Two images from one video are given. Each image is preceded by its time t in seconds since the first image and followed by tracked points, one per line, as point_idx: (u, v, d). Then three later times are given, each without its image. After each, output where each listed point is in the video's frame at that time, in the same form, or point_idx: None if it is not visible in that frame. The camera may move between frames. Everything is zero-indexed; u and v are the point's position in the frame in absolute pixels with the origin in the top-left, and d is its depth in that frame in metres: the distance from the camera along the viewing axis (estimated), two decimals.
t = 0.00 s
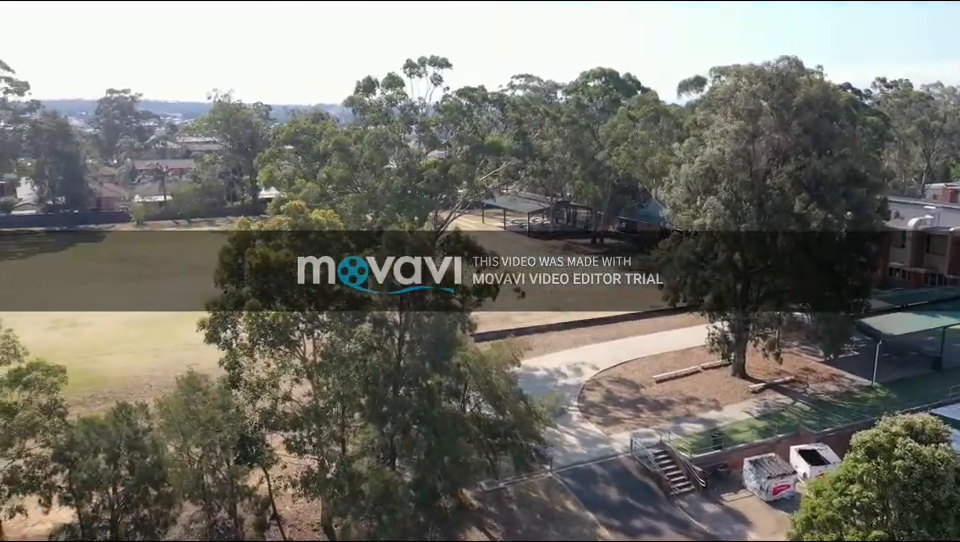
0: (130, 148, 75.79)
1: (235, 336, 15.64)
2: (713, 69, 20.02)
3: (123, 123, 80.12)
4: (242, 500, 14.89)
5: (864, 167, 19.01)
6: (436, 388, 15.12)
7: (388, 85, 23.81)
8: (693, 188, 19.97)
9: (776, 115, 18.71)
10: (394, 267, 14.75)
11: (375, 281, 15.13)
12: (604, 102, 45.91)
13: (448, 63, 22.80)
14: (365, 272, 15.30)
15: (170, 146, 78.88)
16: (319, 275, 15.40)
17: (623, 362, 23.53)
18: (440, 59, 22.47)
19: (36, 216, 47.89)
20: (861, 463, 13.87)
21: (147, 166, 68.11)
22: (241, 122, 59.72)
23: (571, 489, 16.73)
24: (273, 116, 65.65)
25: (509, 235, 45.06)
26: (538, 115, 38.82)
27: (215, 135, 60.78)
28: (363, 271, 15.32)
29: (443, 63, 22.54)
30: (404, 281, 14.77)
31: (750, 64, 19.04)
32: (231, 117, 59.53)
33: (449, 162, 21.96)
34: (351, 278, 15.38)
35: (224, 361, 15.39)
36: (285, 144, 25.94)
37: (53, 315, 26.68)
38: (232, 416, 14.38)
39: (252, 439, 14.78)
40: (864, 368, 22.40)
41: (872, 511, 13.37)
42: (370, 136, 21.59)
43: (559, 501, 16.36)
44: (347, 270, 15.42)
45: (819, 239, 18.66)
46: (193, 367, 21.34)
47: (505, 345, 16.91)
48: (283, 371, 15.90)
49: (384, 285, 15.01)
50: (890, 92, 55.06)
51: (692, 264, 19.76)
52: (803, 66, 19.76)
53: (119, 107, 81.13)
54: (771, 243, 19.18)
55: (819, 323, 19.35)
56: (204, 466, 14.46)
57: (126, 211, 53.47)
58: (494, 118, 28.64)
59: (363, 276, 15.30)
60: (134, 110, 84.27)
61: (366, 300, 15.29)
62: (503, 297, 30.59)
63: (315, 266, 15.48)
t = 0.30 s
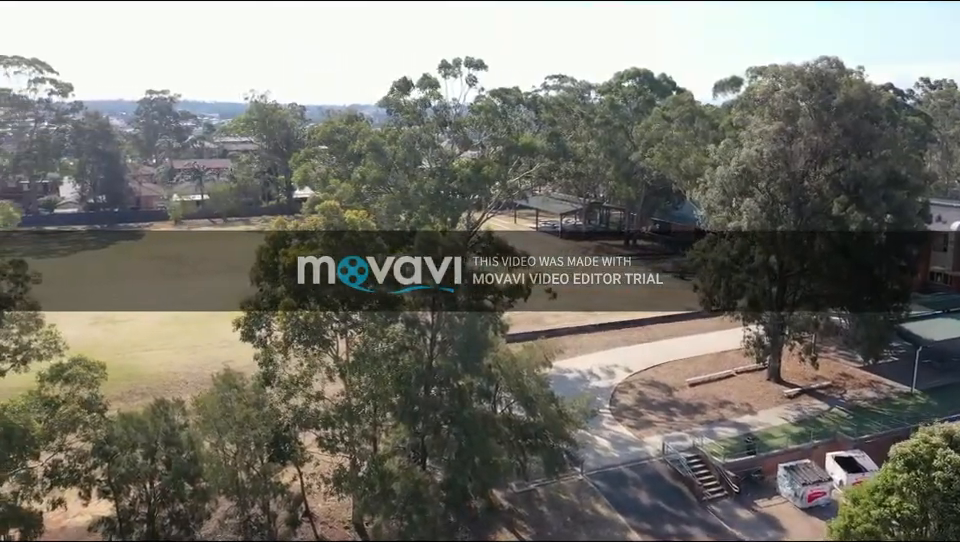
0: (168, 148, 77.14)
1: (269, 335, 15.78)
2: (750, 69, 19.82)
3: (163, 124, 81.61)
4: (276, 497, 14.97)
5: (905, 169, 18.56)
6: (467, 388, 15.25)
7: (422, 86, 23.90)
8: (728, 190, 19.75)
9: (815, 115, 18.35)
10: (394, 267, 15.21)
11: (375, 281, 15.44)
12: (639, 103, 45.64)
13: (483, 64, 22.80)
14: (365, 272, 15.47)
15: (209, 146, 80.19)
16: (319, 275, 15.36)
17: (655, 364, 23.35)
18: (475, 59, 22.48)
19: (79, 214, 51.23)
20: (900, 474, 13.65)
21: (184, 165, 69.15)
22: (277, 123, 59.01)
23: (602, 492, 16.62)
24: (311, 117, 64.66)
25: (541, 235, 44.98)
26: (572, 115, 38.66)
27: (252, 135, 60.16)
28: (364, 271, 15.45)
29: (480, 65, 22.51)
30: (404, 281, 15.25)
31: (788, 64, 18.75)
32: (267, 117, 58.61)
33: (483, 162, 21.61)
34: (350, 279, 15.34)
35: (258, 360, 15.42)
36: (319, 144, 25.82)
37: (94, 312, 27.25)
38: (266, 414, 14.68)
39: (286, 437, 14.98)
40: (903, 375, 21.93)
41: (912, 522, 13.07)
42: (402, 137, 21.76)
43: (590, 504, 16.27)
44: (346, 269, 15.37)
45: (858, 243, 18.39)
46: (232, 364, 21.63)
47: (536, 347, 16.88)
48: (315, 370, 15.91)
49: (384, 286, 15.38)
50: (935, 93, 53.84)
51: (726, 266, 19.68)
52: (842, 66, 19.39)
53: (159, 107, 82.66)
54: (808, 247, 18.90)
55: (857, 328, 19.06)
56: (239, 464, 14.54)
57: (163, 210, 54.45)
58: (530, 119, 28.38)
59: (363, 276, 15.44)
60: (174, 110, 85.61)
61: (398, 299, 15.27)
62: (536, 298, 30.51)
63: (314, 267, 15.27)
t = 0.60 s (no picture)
0: (206, 148, 78.25)
1: (302, 334, 15.87)
2: (788, 69, 19.56)
3: (200, 124, 82.97)
4: (308, 494, 15.17)
5: (949, 171, 18.40)
6: (498, 390, 15.10)
7: (456, 86, 23.91)
8: (765, 191, 19.42)
9: (854, 116, 18.20)
10: (394, 268, 15.58)
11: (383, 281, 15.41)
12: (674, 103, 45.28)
13: (518, 64, 22.74)
14: (365, 272, 15.40)
15: (244, 146, 81.25)
16: (320, 275, 15.69)
17: (688, 367, 23.11)
18: (510, 60, 22.44)
19: (114, 212, 51.74)
20: (942, 485, 13.41)
21: (221, 165, 70.03)
22: (312, 126, 59.98)
23: (633, 496, 16.48)
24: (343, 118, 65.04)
25: (573, 236, 44.85)
26: (605, 117, 39.43)
27: (288, 135, 60.76)
28: (363, 271, 15.38)
29: (515, 65, 22.50)
30: (404, 281, 15.54)
31: (827, 65, 18.52)
32: (302, 117, 59.82)
33: (517, 163, 21.49)
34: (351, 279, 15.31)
35: (292, 359, 15.63)
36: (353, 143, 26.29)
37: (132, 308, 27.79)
38: (299, 412, 14.84)
39: (318, 436, 15.25)
40: (944, 382, 21.46)
41: (953, 534, 12.70)
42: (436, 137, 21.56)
43: (621, 507, 16.13)
44: (347, 270, 15.32)
45: (898, 246, 17.99)
46: (269, 362, 21.89)
47: (567, 349, 16.87)
48: (347, 369, 16.15)
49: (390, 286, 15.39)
50: None
51: (762, 268, 19.32)
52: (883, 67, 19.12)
53: (198, 109, 82.83)
54: (846, 252, 18.50)
55: (897, 332, 18.68)
56: (272, 460, 14.77)
57: (200, 209, 55.18)
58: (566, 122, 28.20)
59: (364, 276, 15.37)
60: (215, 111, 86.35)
61: (431, 300, 15.37)
62: (567, 299, 30.39)
63: (315, 267, 15.69)
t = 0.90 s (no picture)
0: (243, 147, 79.31)
1: (336, 332, 16.19)
2: (827, 70, 19.31)
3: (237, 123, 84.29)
4: (339, 492, 15.27)
5: None
6: (530, 391, 14.83)
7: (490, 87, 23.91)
8: (802, 194, 19.14)
9: (896, 117, 17.91)
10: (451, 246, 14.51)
11: (422, 281, 15.83)
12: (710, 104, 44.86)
13: (554, 65, 22.70)
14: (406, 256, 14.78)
15: (280, 146, 82.32)
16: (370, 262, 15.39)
17: (722, 371, 22.86)
18: (545, 61, 22.45)
19: (153, 210, 52.45)
20: None
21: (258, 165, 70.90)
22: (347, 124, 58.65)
23: (665, 500, 16.34)
24: (379, 117, 64.67)
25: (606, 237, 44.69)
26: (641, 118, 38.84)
27: (323, 135, 60.37)
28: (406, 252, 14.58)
29: (551, 66, 22.46)
30: (434, 286, 15.81)
31: (868, 66, 18.32)
32: (337, 118, 58.51)
33: (550, 164, 21.20)
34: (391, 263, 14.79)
35: (324, 358, 15.94)
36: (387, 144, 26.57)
37: (171, 305, 28.40)
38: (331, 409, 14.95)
39: (350, 434, 15.41)
40: None
41: None
42: (470, 139, 21.17)
43: (653, 511, 15.99)
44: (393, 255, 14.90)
45: (941, 250, 17.65)
46: (306, 359, 22.16)
47: (599, 352, 16.99)
48: (380, 368, 16.37)
49: (443, 287, 15.79)
50: None
51: (801, 271, 19.35)
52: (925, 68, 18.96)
53: (235, 108, 82.56)
54: (887, 255, 18.17)
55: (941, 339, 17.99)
56: (305, 457, 14.90)
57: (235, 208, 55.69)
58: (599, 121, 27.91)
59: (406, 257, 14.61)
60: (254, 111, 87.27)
61: (464, 302, 15.49)
62: (600, 300, 30.26)
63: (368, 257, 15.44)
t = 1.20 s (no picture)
0: (280, 148, 80.17)
1: (369, 331, 16.42)
2: (868, 69, 18.94)
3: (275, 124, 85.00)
4: (371, 490, 15.42)
5: None
6: (562, 392, 14.64)
7: (526, 86, 23.89)
8: (842, 196, 18.88)
9: (941, 118, 17.49)
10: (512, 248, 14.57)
11: (459, 281, 15.84)
12: (748, 105, 44.28)
13: (589, 65, 22.59)
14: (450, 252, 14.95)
15: (316, 146, 83.14)
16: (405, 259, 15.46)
17: (757, 375, 22.55)
18: (580, 61, 22.37)
19: (192, 210, 53.89)
20: None
21: (294, 165, 71.63)
22: (382, 124, 58.96)
23: (699, 505, 16.15)
24: (414, 117, 64.75)
25: (641, 238, 44.36)
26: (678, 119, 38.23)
27: (359, 135, 60.55)
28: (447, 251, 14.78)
29: (586, 66, 22.30)
30: (470, 287, 15.80)
31: (910, 65, 17.97)
32: (373, 118, 58.75)
33: (584, 165, 20.95)
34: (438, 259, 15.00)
35: (357, 356, 16.06)
36: (420, 145, 26.59)
37: (208, 302, 28.87)
38: (364, 407, 14.99)
39: (383, 432, 15.52)
40: None
41: None
42: (506, 138, 21.28)
43: (686, 516, 15.80)
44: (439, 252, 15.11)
45: None
46: (344, 357, 22.34)
47: (632, 354, 16.87)
48: (413, 367, 16.45)
49: (475, 289, 15.73)
50: None
51: (841, 275, 19.00)
52: None
53: (272, 109, 83.30)
54: (931, 260, 18.02)
55: None
56: (339, 454, 15.06)
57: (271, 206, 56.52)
58: (633, 122, 27.72)
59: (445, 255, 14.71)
60: (291, 112, 88.22)
61: (497, 302, 15.37)
62: (634, 302, 30.06)
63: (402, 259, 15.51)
